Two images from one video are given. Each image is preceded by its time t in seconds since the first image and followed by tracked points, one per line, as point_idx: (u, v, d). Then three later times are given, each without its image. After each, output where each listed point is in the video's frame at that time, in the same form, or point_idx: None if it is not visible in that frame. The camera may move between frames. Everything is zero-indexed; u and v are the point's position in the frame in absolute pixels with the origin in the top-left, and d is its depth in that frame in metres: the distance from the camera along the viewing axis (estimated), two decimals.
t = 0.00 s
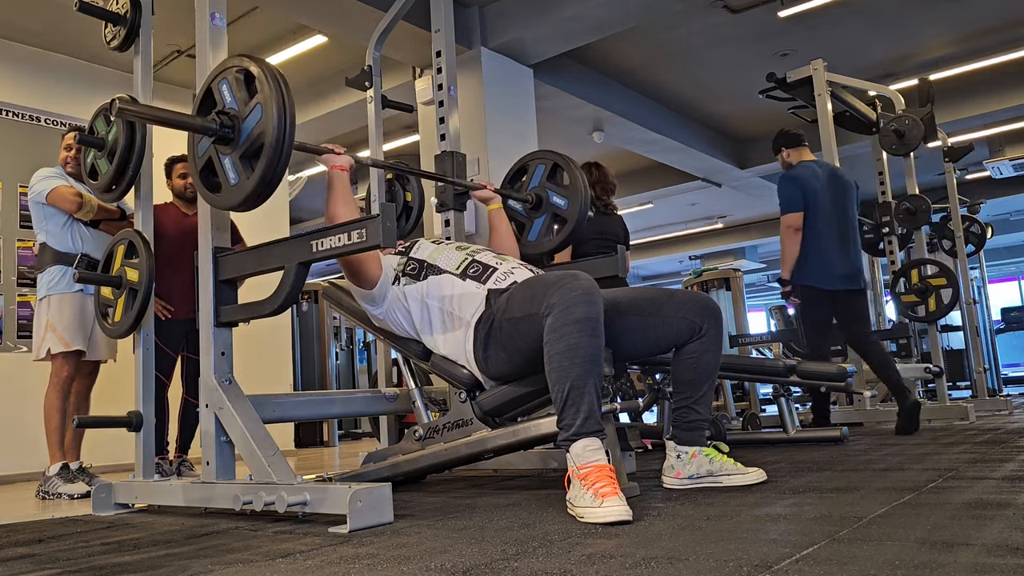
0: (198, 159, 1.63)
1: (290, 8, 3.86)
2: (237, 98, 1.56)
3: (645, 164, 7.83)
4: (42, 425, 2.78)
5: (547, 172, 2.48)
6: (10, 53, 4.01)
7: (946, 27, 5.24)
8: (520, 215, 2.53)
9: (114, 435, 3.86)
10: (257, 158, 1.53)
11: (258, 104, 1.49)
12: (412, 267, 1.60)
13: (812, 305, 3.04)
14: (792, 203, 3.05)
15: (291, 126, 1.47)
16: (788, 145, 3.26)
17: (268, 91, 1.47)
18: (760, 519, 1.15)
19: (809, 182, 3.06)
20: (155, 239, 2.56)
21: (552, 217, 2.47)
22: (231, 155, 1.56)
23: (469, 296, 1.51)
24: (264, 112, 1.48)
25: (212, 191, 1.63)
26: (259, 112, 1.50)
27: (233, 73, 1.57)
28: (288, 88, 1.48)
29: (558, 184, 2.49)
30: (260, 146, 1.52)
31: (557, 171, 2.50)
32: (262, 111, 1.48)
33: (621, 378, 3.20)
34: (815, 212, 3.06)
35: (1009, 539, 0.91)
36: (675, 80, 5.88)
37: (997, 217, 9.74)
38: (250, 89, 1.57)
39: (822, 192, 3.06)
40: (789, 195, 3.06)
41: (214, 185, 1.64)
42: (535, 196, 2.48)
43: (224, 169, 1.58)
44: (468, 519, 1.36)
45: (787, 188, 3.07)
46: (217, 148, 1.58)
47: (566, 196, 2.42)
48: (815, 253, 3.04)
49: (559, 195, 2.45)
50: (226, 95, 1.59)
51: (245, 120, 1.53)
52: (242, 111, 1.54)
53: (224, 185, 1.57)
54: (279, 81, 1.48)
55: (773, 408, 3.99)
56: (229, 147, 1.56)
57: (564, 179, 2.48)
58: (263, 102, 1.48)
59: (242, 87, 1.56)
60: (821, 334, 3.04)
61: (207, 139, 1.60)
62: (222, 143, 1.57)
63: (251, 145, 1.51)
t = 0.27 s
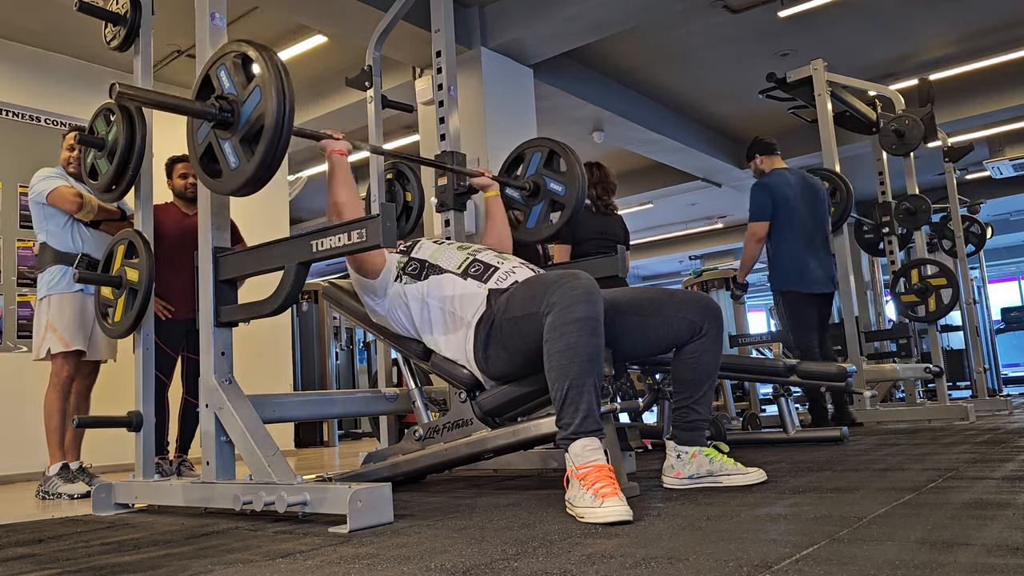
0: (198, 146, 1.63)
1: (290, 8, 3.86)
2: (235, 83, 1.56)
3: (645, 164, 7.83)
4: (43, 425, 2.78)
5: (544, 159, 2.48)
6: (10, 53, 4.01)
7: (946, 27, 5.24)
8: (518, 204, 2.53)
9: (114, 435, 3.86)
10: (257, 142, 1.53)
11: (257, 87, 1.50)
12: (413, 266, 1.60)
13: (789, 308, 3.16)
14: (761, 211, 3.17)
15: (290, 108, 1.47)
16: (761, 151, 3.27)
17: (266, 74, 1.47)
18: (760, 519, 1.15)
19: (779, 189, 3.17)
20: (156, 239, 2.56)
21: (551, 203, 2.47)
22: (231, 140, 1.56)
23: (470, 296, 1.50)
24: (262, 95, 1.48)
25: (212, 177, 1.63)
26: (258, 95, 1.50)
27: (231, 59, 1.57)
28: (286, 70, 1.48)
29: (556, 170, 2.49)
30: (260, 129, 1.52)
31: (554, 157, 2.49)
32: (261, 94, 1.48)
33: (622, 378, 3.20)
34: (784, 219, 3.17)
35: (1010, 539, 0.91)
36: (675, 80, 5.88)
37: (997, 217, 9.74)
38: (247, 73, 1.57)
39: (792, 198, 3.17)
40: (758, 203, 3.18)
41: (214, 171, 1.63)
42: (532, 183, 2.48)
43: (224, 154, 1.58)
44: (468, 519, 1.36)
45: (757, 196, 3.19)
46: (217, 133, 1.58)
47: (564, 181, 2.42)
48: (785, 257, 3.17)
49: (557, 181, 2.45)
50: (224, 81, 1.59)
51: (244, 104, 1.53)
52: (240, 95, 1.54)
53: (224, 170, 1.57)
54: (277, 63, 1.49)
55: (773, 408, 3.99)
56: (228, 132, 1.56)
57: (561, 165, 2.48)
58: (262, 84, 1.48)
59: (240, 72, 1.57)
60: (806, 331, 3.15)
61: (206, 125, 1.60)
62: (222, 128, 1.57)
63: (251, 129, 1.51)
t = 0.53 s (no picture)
0: (195, 123, 1.64)
1: (290, 7, 3.86)
2: (231, 59, 1.57)
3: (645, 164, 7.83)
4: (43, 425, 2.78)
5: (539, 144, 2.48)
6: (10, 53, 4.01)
7: (946, 27, 5.24)
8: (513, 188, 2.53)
9: (114, 435, 3.86)
10: (251, 117, 1.53)
11: (251, 62, 1.50)
12: (412, 265, 1.60)
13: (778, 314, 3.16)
14: (753, 217, 3.17)
15: (285, 82, 1.47)
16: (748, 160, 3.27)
17: (261, 48, 1.48)
18: (760, 519, 1.15)
19: (769, 197, 3.20)
20: (156, 239, 2.55)
21: (546, 188, 2.47)
22: (226, 115, 1.56)
23: (469, 296, 1.50)
24: (257, 69, 1.48)
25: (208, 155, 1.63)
26: (252, 69, 1.50)
27: (227, 35, 1.58)
28: (280, 44, 1.48)
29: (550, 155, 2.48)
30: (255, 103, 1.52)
31: (549, 142, 2.49)
32: (255, 68, 1.49)
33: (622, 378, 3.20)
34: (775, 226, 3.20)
35: (1009, 539, 0.91)
36: (675, 80, 5.88)
37: (998, 217, 9.73)
38: (243, 49, 1.58)
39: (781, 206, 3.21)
40: (749, 209, 3.19)
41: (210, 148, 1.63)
42: (527, 168, 2.47)
43: (219, 130, 1.58)
44: (468, 519, 1.36)
45: (748, 203, 3.20)
46: (212, 109, 1.58)
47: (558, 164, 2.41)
48: (773, 263, 3.18)
49: (551, 165, 2.44)
50: (221, 58, 1.60)
51: (239, 79, 1.53)
52: (236, 71, 1.55)
53: (219, 145, 1.57)
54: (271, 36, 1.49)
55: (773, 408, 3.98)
56: (224, 108, 1.56)
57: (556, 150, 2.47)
58: (256, 58, 1.49)
59: (236, 48, 1.57)
60: (792, 336, 3.15)
61: (202, 101, 1.60)
62: (218, 104, 1.57)
63: (245, 103, 1.51)
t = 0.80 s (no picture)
0: (187, 106, 1.64)
1: (290, 8, 3.86)
2: (224, 42, 1.57)
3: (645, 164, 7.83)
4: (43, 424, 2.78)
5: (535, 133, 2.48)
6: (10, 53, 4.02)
7: (946, 27, 5.24)
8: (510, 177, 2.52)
9: (114, 435, 3.87)
10: (244, 97, 1.54)
11: (244, 44, 1.51)
12: (412, 263, 1.61)
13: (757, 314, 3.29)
14: (749, 220, 3.31)
15: (278, 62, 1.48)
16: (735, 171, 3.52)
17: (253, 30, 1.48)
18: (760, 519, 1.15)
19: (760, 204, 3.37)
20: (156, 239, 2.55)
21: (542, 176, 2.46)
22: (219, 98, 1.56)
23: (467, 296, 1.50)
24: (249, 49, 1.49)
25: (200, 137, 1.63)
26: (245, 51, 1.51)
27: (220, 19, 1.59)
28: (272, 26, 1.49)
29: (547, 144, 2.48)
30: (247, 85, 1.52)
31: (546, 131, 2.49)
32: (248, 50, 1.49)
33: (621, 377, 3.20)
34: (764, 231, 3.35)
35: (1009, 539, 0.91)
36: (675, 80, 5.88)
37: (997, 217, 9.73)
38: (236, 33, 1.58)
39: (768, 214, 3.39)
40: (743, 212, 3.34)
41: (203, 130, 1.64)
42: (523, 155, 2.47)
43: (212, 112, 1.58)
44: (468, 519, 1.36)
45: (742, 205, 3.35)
46: (205, 91, 1.58)
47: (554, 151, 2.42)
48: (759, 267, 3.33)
49: (548, 152, 2.45)
50: (214, 42, 1.60)
51: (232, 61, 1.54)
52: (229, 53, 1.55)
53: (212, 127, 1.57)
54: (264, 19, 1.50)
55: (773, 408, 3.98)
56: (216, 90, 1.56)
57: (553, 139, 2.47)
58: (249, 39, 1.49)
59: (228, 31, 1.58)
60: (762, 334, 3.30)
61: (195, 84, 1.61)
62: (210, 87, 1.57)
63: (238, 84, 1.52)
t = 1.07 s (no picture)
0: (187, 114, 1.65)
1: (290, 8, 3.86)
2: (221, 51, 1.58)
3: (645, 164, 7.83)
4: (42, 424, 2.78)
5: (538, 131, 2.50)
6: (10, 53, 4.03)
7: (946, 27, 5.24)
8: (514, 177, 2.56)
9: (114, 435, 3.86)
10: (242, 107, 1.55)
11: (241, 52, 1.52)
12: (411, 264, 1.60)
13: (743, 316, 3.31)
14: (741, 221, 3.29)
15: (275, 73, 1.49)
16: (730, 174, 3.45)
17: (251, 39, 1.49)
18: (759, 519, 1.15)
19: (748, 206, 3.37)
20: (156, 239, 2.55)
21: (546, 177, 2.50)
22: (217, 106, 1.57)
23: (468, 296, 1.50)
24: (247, 59, 1.50)
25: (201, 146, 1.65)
26: (243, 60, 1.52)
27: (218, 27, 1.60)
28: (269, 35, 1.50)
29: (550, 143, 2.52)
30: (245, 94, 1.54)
31: (549, 130, 2.52)
32: (245, 59, 1.50)
33: (621, 377, 3.20)
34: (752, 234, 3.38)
35: (1010, 539, 0.91)
36: (675, 80, 5.88)
37: (997, 217, 9.73)
38: (234, 41, 1.59)
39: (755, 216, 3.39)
40: (733, 214, 3.32)
41: (202, 139, 1.65)
42: (527, 156, 2.51)
43: (211, 121, 1.60)
44: (468, 519, 1.36)
45: (732, 207, 3.33)
46: (204, 100, 1.60)
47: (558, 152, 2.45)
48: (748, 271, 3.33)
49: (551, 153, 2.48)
50: (212, 50, 1.61)
51: (230, 70, 1.55)
52: (227, 62, 1.56)
53: (211, 137, 1.59)
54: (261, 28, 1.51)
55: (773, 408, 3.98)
56: (215, 99, 1.58)
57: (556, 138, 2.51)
58: (247, 49, 1.50)
59: (226, 40, 1.59)
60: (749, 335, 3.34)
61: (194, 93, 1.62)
62: (209, 96, 1.59)
63: (236, 94, 1.53)
